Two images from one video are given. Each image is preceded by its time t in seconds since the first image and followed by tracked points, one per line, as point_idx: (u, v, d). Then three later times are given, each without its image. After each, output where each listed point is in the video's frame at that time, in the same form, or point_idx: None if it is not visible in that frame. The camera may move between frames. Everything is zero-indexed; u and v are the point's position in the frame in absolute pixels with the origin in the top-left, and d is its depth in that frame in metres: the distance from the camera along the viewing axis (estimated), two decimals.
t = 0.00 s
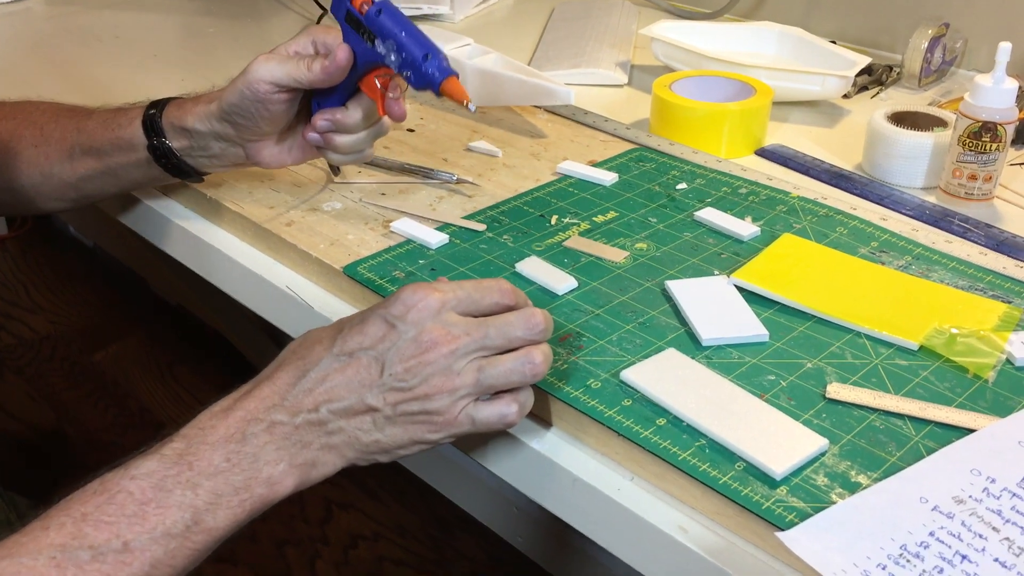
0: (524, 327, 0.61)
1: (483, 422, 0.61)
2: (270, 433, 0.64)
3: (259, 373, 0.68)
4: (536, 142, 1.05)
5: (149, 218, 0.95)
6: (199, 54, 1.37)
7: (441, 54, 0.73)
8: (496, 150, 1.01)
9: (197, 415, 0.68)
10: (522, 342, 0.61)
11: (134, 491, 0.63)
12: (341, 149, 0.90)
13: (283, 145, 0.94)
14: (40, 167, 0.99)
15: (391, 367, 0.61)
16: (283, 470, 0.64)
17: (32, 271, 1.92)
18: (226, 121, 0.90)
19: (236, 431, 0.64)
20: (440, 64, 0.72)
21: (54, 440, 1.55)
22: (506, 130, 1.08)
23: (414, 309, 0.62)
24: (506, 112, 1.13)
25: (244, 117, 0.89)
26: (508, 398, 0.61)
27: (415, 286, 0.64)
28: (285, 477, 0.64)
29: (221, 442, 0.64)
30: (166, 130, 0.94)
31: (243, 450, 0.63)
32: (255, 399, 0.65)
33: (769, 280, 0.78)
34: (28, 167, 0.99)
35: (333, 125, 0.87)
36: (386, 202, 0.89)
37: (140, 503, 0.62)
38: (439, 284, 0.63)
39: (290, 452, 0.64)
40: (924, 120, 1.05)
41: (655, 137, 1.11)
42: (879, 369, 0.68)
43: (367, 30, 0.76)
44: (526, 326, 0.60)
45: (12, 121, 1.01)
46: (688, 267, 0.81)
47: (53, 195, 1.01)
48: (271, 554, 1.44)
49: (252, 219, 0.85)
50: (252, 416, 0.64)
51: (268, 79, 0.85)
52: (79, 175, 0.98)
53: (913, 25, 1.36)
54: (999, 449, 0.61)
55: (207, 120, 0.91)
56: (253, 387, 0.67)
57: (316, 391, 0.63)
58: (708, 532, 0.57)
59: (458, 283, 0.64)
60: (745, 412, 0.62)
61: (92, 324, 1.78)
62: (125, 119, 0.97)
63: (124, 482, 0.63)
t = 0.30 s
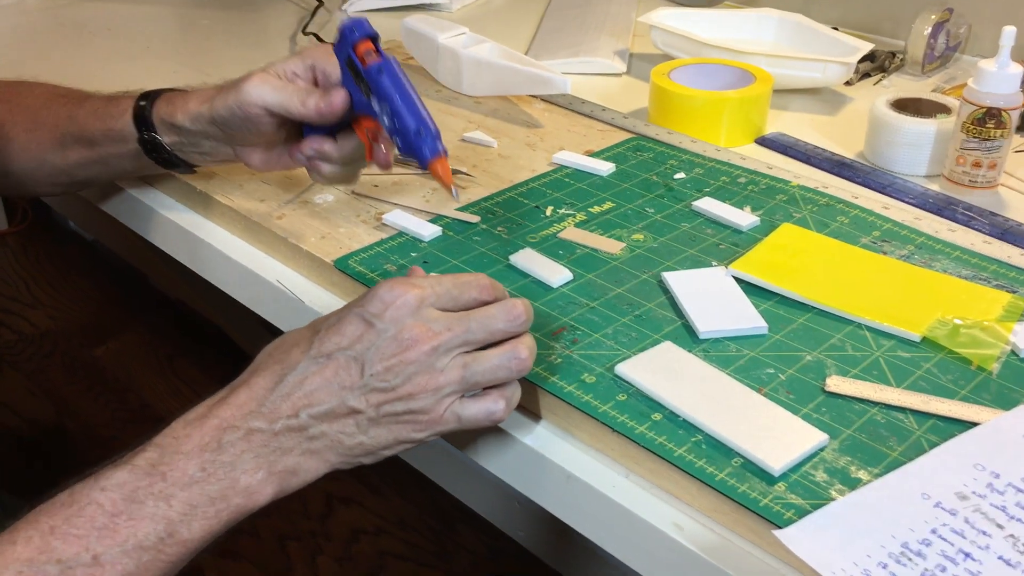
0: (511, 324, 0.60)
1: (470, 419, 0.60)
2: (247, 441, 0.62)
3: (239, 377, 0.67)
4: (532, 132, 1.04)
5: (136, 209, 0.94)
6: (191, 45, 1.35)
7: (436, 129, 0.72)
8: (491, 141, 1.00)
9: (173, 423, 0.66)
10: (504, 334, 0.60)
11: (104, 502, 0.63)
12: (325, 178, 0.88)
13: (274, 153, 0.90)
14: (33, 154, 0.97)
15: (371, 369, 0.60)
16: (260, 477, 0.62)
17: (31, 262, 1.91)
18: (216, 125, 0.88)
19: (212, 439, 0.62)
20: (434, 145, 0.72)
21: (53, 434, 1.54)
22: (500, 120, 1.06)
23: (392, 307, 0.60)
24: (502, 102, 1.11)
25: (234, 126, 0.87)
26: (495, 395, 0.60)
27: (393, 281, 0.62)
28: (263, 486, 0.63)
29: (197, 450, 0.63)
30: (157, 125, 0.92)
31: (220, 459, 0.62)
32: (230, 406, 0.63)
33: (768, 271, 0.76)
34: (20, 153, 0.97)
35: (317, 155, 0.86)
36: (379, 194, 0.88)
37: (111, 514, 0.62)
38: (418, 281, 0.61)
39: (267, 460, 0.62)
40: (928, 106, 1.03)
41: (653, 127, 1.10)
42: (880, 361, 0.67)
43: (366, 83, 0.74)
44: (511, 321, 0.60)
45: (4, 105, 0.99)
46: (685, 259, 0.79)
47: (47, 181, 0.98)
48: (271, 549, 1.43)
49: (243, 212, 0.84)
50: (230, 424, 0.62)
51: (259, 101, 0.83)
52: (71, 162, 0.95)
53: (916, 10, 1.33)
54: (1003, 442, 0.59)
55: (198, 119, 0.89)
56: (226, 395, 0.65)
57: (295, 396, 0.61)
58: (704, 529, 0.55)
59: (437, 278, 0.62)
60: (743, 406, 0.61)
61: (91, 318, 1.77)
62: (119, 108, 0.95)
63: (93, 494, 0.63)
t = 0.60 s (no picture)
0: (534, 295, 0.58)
1: (496, 394, 0.59)
2: (269, 416, 0.60)
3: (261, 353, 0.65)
4: (566, 102, 1.01)
5: (160, 173, 0.92)
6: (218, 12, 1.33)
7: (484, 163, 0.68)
8: (524, 111, 0.97)
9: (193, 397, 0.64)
10: (529, 304, 0.58)
11: (124, 477, 0.60)
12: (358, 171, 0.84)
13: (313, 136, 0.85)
14: (73, 110, 0.94)
15: (393, 343, 0.58)
16: (281, 452, 0.61)
17: (58, 232, 1.90)
18: (259, 106, 0.84)
19: (235, 414, 0.60)
20: (479, 180, 0.68)
21: (79, 404, 1.56)
22: (533, 91, 1.04)
23: (414, 279, 0.58)
24: (534, 73, 1.09)
25: (278, 110, 0.83)
26: (524, 368, 0.59)
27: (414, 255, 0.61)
28: (282, 461, 0.61)
29: (218, 425, 0.60)
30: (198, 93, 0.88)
31: (242, 435, 0.60)
32: (253, 379, 0.61)
33: (812, 246, 0.73)
34: (61, 108, 0.94)
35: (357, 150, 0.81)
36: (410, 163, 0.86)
37: (130, 488, 0.60)
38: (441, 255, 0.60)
39: (287, 436, 0.60)
40: (975, 81, 0.98)
41: (690, 98, 1.06)
42: (929, 340, 0.64)
43: (418, 102, 0.70)
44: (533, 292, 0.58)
45: (45, 55, 0.95)
46: (725, 233, 0.76)
47: (87, 137, 0.95)
48: (293, 521, 1.43)
49: (272, 180, 0.82)
50: (253, 400, 0.60)
51: (309, 95, 0.79)
52: (113, 120, 0.93)
53: None
54: None
55: (240, 95, 0.85)
56: (247, 369, 0.63)
57: (317, 370, 0.59)
58: (746, 511, 0.53)
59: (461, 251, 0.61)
60: (787, 383, 0.58)
61: (115, 289, 1.77)
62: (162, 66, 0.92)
63: (113, 467, 0.61)
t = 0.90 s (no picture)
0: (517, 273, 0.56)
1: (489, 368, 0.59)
2: (250, 399, 0.58)
3: (237, 328, 0.62)
4: (587, 84, 0.98)
5: (177, 158, 0.91)
6: None
7: None
8: (543, 91, 0.95)
9: (169, 376, 0.61)
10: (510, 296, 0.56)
11: (98, 461, 0.57)
12: (383, 96, 0.80)
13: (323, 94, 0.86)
14: (80, 95, 0.93)
15: (378, 331, 0.55)
16: (264, 437, 0.59)
17: (72, 212, 1.91)
18: (262, 73, 0.84)
19: (212, 394, 0.58)
20: None
21: (87, 381, 1.54)
22: (552, 71, 1.01)
23: (397, 265, 0.54)
24: (554, 53, 1.06)
25: (279, 64, 0.83)
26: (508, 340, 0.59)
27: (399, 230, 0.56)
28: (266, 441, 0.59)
29: (199, 410, 0.58)
30: (204, 73, 0.88)
31: (222, 418, 0.58)
32: (228, 359, 0.58)
33: (841, 234, 0.70)
34: (68, 92, 0.93)
35: (371, 70, 0.77)
36: (424, 143, 0.84)
37: (106, 474, 0.57)
38: (426, 233, 0.54)
39: (271, 416, 0.59)
40: (1011, 64, 0.95)
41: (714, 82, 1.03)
42: (963, 334, 0.61)
43: None
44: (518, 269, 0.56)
45: (52, 39, 0.95)
46: (749, 219, 0.74)
47: (95, 122, 0.95)
48: (304, 508, 1.42)
49: (284, 161, 0.80)
50: (229, 377, 0.58)
51: (299, 18, 0.78)
52: (120, 105, 0.92)
53: None
54: None
55: (246, 70, 0.85)
56: (225, 347, 0.60)
57: (297, 354, 0.57)
58: (770, 511, 0.51)
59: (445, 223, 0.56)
60: (812, 377, 0.56)
61: (127, 271, 1.77)
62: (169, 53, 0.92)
63: (87, 452, 0.57)
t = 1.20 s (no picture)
0: (530, 264, 0.55)
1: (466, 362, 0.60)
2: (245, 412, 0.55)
3: (234, 328, 0.55)
4: (581, 102, 0.98)
5: (164, 177, 0.92)
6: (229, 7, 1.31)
7: None
8: (539, 111, 0.94)
9: (159, 381, 0.56)
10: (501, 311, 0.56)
11: (92, 477, 0.54)
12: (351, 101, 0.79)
13: (294, 102, 0.85)
14: (54, 111, 0.93)
15: (391, 369, 0.55)
16: (252, 437, 0.58)
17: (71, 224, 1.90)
18: (231, 80, 0.83)
19: (207, 408, 0.54)
20: None
21: (88, 397, 1.53)
22: (547, 89, 1.01)
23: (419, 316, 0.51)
24: (549, 70, 1.06)
25: (248, 72, 0.81)
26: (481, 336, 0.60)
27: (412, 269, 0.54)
28: (251, 444, 0.59)
29: (197, 424, 0.54)
30: (174, 84, 0.87)
31: (220, 429, 0.55)
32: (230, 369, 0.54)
33: (837, 257, 0.69)
34: (42, 110, 0.93)
35: (339, 74, 0.76)
36: (417, 165, 0.83)
37: (101, 490, 0.54)
38: (452, 286, 0.51)
39: (266, 421, 0.58)
40: (1011, 81, 0.95)
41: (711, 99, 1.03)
42: (961, 361, 0.60)
43: None
44: (526, 261, 0.55)
45: (28, 57, 0.94)
46: (744, 242, 0.73)
47: (71, 140, 0.95)
48: (306, 525, 1.40)
49: (273, 183, 0.80)
50: (223, 391, 0.54)
51: (264, 23, 0.74)
52: (93, 121, 0.92)
53: None
54: None
55: (213, 79, 0.84)
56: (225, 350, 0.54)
57: (295, 368, 0.54)
58: (763, 545, 0.50)
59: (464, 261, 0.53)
60: (806, 408, 0.55)
61: (128, 284, 1.77)
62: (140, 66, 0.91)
63: (81, 469, 0.54)
